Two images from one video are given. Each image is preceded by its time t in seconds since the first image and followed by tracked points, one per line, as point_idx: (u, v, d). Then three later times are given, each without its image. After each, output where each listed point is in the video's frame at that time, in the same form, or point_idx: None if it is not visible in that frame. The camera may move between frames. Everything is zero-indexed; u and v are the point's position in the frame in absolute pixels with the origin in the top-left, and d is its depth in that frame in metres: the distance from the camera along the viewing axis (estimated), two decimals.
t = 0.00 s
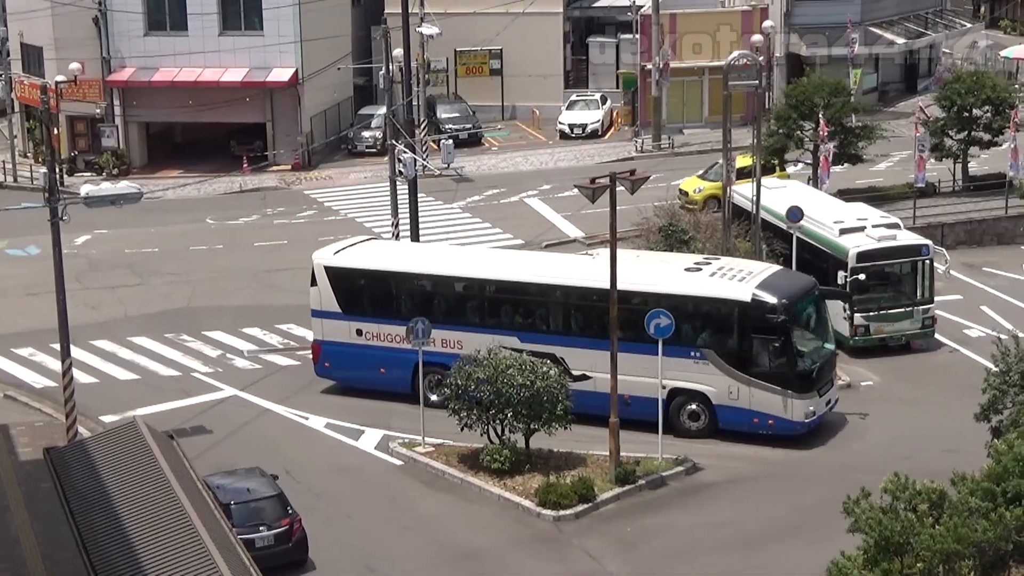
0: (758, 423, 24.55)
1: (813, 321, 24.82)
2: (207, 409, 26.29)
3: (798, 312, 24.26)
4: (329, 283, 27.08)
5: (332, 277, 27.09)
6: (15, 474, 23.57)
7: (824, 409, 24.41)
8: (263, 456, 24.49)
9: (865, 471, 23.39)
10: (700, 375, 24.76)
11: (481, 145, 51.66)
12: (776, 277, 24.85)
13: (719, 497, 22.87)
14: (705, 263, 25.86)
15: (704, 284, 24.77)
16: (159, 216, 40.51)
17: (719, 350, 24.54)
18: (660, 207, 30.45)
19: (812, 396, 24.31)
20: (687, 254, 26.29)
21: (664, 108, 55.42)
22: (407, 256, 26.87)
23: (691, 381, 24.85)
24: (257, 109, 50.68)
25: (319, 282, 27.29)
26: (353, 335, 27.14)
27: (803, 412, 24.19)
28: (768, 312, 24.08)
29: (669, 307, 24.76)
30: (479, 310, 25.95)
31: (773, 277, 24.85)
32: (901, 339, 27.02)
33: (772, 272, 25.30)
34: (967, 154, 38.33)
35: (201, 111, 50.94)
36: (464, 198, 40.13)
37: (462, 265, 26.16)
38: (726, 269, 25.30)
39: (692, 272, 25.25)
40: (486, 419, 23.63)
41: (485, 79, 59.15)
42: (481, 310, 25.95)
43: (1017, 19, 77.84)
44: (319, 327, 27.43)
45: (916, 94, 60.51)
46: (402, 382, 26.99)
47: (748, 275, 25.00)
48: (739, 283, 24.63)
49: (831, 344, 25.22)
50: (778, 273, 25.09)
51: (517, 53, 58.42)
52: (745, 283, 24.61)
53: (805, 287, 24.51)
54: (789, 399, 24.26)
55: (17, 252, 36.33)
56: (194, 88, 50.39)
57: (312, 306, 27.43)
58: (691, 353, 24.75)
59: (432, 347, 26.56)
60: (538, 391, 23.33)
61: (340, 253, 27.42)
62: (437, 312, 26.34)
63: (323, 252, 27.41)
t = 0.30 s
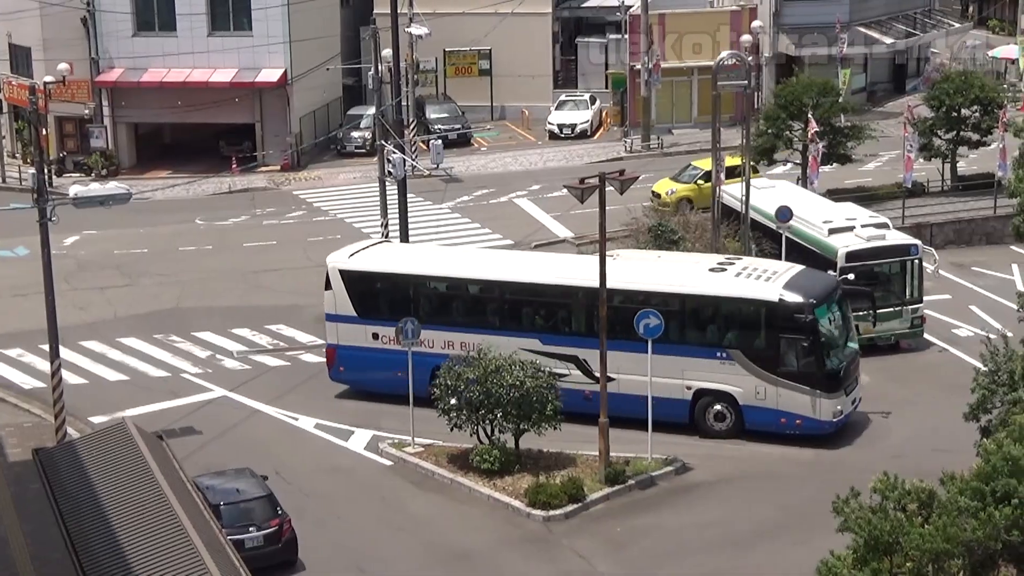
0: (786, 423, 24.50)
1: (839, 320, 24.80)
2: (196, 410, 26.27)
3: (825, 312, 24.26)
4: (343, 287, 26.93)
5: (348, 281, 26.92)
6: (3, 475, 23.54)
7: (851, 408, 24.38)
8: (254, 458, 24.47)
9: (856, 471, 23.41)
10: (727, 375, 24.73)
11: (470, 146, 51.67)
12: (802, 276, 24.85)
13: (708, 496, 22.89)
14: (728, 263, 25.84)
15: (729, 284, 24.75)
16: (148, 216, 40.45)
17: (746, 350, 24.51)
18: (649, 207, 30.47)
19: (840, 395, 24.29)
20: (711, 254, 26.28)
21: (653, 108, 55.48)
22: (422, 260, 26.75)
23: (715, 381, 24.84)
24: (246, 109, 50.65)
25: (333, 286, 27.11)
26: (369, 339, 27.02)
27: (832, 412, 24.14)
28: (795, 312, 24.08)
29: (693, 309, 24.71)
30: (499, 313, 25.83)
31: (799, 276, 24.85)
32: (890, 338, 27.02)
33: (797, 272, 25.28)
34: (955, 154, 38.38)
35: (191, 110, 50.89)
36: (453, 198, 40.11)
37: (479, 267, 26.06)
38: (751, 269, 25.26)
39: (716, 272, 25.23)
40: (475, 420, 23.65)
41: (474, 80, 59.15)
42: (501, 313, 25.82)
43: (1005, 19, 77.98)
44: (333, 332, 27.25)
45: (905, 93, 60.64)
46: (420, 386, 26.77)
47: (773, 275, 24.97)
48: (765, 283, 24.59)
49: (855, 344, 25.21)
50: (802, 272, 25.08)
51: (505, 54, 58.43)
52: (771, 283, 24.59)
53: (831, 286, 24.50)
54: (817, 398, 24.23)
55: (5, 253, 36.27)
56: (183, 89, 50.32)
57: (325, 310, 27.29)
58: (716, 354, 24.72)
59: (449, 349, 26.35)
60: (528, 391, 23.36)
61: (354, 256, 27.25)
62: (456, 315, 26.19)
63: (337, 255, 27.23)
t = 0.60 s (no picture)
0: (818, 422, 24.42)
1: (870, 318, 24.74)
2: (187, 410, 26.25)
3: (858, 310, 24.17)
4: (364, 290, 26.67)
5: (368, 283, 26.67)
6: None
7: (883, 406, 24.34)
8: (245, 458, 24.44)
9: (848, 471, 23.43)
10: (759, 375, 24.62)
11: (461, 145, 51.66)
12: (833, 274, 24.76)
13: (699, 496, 22.90)
14: (756, 262, 25.69)
15: (760, 283, 24.60)
16: (140, 216, 40.43)
17: (778, 350, 24.39)
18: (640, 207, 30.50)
19: (873, 393, 24.23)
20: (738, 254, 26.13)
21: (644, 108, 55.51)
22: (441, 261, 26.55)
23: (747, 381, 24.72)
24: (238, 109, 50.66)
25: (353, 289, 26.87)
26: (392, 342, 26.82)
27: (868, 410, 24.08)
28: (828, 310, 24.00)
29: (723, 309, 24.56)
30: (523, 315, 25.64)
31: (830, 275, 24.76)
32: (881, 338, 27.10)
33: (825, 270, 25.18)
34: (946, 154, 38.42)
35: (183, 111, 50.89)
36: (444, 198, 40.10)
37: (498, 268, 25.90)
38: (781, 268, 25.14)
39: (745, 272, 25.08)
40: (466, 419, 23.65)
41: (465, 79, 59.15)
42: (527, 315, 25.64)
43: (996, 19, 78.11)
44: (354, 335, 27.02)
45: (895, 93, 60.73)
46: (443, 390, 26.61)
47: (803, 275, 24.86)
48: (795, 282, 24.48)
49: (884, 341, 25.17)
50: (831, 271, 24.99)
51: (496, 53, 58.44)
52: (801, 281, 24.49)
53: (863, 284, 24.39)
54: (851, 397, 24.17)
55: None
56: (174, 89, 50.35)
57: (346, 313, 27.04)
58: (748, 354, 24.60)
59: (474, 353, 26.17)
60: (519, 391, 23.36)
61: (374, 258, 26.96)
62: (479, 316, 25.98)
63: (357, 257, 26.92)
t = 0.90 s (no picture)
0: (854, 421, 24.36)
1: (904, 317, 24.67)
2: (179, 409, 26.22)
3: (894, 309, 24.09)
4: (389, 292, 26.41)
5: (394, 285, 26.43)
6: None
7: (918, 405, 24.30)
8: (238, 457, 24.42)
9: (840, 471, 23.44)
10: (794, 374, 24.52)
11: (454, 145, 51.64)
12: (867, 274, 24.68)
13: (692, 495, 22.91)
14: (789, 262, 25.56)
15: (796, 283, 24.47)
16: (132, 214, 40.39)
17: (814, 349, 24.28)
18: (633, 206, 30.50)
19: (908, 392, 24.18)
20: (769, 254, 25.94)
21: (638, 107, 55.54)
22: (455, 261, 26.45)
23: (782, 380, 24.61)
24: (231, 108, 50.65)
25: (378, 291, 26.64)
26: (417, 345, 26.55)
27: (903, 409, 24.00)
28: (865, 308, 23.90)
29: (759, 308, 24.42)
30: (554, 315, 25.48)
31: (865, 274, 24.67)
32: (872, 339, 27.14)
33: (858, 269, 25.09)
34: (939, 154, 38.47)
35: (176, 110, 50.90)
36: (437, 197, 40.09)
37: (526, 270, 25.73)
38: (815, 267, 25.02)
39: (780, 271, 24.94)
40: (460, 418, 23.63)
41: (458, 79, 59.15)
42: (559, 316, 25.50)
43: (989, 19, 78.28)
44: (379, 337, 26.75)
45: (888, 94, 60.80)
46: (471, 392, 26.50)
47: (837, 274, 24.75)
48: (829, 281, 24.38)
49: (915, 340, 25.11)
50: (865, 270, 24.91)
51: (489, 53, 58.44)
52: (836, 280, 24.38)
53: (896, 284, 24.32)
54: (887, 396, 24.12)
55: None
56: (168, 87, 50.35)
57: (371, 315, 26.79)
58: (783, 353, 24.48)
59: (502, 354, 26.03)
60: (513, 391, 23.36)
61: (399, 260, 26.70)
62: (508, 318, 25.82)
63: (382, 259, 26.65)
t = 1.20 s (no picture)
0: (891, 420, 24.33)
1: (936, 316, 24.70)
2: (168, 410, 26.17)
3: (930, 308, 24.08)
4: (416, 295, 26.18)
5: (421, 289, 26.16)
6: None
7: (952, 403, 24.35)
8: (230, 458, 24.38)
9: (831, 472, 23.44)
10: (830, 375, 24.41)
11: (444, 145, 51.65)
12: (900, 274, 24.67)
13: (683, 496, 22.91)
14: (820, 262, 25.46)
15: (831, 283, 24.35)
16: (122, 216, 40.32)
17: (849, 349, 24.19)
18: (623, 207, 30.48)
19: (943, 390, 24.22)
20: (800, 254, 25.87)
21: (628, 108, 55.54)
22: (479, 265, 26.29)
23: (818, 381, 24.49)
24: (221, 108, 50.61)
25: (405, 295, 26.33)
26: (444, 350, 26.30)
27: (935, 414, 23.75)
28: (902, 308, 23.86)
29: (794, 309, 24.26)
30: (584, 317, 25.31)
31: (898, 275, 24.65)
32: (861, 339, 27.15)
33: (890, 269, 25.07)
34: (929, 154, 38.52)
35: (166, 111, 50.86)
36: (428, 197, 40.08)
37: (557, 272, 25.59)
38: (847, 267, 24.95)
39: (813, 271, 24.83)
40: (450, 419, 23.62)
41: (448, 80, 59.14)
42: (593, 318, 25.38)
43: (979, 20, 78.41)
44: (405, 342, 26.52)
45: (878, 94, 60.84)
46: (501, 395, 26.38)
47: (870, 275, 24.71)
48: (864, 281, 24.31)
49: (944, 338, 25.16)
50: (896, 270, 24.91)
51: (479, 53, 58.44)
52: (870, 280, 24.32)
53: (929, 284, 24.34)
54: (923, 395, 24.14)
55: None
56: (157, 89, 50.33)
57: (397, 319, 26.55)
58: (819, 353, 24.35)
59: (531, 357, 25.88)
60: (503, 391, 23.36)
61: (424, 264, 26.45)
62: (538, 320, 25.67)
63: (407, 263, 26.37)
